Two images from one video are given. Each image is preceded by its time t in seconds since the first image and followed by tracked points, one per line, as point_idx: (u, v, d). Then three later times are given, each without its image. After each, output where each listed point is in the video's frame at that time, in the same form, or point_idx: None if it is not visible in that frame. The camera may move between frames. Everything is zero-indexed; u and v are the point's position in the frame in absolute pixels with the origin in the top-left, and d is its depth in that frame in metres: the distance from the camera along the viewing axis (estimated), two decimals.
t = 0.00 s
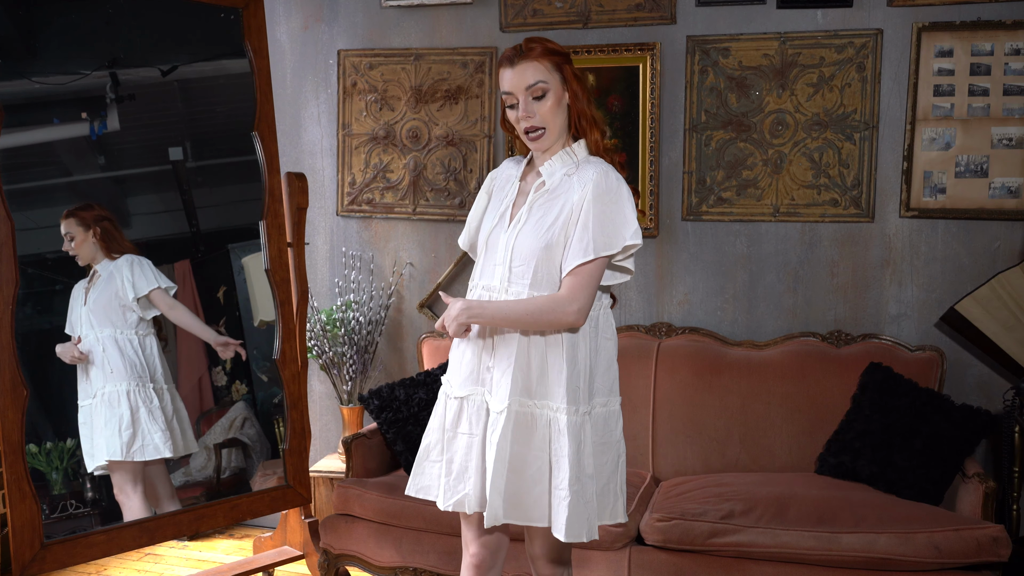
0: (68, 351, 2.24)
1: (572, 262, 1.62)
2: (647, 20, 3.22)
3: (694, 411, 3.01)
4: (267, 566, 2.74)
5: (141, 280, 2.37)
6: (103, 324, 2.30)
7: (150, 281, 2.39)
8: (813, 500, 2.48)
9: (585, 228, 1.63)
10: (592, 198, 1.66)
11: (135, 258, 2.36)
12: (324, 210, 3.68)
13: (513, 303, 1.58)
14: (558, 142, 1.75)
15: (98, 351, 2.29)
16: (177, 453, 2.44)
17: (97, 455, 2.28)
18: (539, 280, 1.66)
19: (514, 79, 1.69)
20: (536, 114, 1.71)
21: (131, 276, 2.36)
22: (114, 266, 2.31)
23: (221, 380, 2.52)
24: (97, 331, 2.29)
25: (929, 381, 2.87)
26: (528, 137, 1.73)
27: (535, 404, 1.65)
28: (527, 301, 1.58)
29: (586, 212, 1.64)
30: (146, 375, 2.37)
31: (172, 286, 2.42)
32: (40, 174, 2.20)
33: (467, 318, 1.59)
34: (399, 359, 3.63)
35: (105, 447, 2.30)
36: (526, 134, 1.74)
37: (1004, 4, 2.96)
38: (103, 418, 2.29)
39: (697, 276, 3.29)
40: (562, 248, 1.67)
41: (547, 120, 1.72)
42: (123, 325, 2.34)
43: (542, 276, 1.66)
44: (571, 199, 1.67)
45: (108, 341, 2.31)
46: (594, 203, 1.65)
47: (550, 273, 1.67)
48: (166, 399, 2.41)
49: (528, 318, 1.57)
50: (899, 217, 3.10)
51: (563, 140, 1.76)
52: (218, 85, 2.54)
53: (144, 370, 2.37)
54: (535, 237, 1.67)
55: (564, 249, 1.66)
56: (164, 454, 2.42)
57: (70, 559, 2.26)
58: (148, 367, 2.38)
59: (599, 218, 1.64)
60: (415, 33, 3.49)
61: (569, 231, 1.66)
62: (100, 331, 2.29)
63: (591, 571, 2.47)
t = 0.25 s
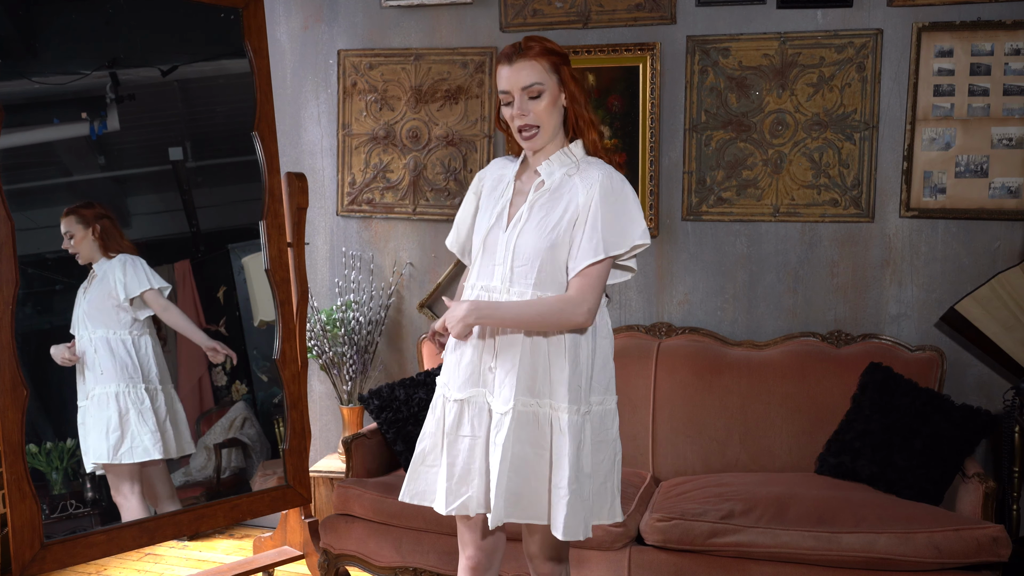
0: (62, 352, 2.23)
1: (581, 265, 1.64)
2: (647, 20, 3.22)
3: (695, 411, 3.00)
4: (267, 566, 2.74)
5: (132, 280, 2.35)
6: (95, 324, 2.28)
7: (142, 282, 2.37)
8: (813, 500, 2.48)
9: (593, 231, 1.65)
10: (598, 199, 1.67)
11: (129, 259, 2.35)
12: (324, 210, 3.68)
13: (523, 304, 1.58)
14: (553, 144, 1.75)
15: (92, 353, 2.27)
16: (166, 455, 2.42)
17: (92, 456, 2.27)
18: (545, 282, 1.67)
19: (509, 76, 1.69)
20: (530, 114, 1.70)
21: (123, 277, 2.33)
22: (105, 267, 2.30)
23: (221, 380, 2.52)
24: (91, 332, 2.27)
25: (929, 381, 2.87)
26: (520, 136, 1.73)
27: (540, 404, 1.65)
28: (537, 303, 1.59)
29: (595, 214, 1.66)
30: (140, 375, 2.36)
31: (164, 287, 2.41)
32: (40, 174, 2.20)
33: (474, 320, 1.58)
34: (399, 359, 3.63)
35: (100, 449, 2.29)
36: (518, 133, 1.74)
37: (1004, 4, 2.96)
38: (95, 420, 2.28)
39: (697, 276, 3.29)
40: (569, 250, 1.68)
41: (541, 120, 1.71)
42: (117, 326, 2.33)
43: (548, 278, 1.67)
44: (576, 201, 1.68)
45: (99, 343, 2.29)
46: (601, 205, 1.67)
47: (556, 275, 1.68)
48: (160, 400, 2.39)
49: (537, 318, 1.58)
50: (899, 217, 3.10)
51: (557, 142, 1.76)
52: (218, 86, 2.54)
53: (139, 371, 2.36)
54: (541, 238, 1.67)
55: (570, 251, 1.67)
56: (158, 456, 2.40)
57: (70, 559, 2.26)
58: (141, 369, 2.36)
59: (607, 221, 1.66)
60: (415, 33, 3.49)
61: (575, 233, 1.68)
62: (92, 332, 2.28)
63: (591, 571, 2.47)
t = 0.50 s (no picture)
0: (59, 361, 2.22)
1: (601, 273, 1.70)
2: (647, 20, 3.22)
3: (695, 411, 3.00)
4: (267, 566, 2.74)
5: (110, 282, 2.30)
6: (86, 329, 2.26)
7: (121, 284, 2.32)
8: (813, 500, 2.48)
9: (608, 239, 1.70)
10: (603, 205, 1.71)
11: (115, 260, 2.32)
12: (324, 210, 3.68)
13: (566, 318, 1.60)
14: (537, 147, 1.75)
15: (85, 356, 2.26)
16: (159, 459, 2.41)
17: (87, 457, 2.27)
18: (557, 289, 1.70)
19: (507, 74, 1.69)
20: (519, 114, 1.70)
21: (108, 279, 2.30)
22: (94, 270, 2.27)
23: (221, 380, 2.52)
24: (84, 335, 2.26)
25: (929, 381, 2.87)
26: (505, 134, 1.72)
27: (550, 408, 1.66)
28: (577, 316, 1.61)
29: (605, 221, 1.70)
30: (134, 377, 2.35)
31: (144, 288, 2.37)
32: (40, 174, 2.20)
33: (534, 340, 1.55)
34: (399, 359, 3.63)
35: (96, 451, 2.28)
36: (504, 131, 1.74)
37: (1004, 4, 2.96)
38: (88, 425, 2.26)
39: (697, 276, 3.29)
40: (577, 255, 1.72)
41: (529, 122, 1.71)
42: (114, 326, 2.32)
43: (558, 285, 1.69)
44: (577, 204, 1.70)
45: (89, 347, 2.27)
46: (612, 210, 1.70)
47: (565, 281, 1.70)
48: (153, 402, 2.38)
49: (585, 329, 1.61)
50: (899, 217, 3.10)
51: (541, 146, 1.76)
52: (218, 86, 2.54)
53: (134, 372, 2.35)
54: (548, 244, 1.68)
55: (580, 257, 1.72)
56: (156, 457, 2.40)
57: (70, 559, 2.26)
58: (135, 370, 2.36)
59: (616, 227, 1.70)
60: (415, 33, 3.49)
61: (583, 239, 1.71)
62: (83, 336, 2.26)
63: (591, 571, 2.47)
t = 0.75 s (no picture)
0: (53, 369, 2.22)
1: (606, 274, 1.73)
2: (647, 20, 3.22)
3: (695, 412, 3.00)
4: (267, 566, 2.74)
5: (88, 287, 2.26)
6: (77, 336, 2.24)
7: (98, 288, 2.28)
8: (813, 500, 2.48)
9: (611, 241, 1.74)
10: (603, 209, 1.74)
11: (101, 263, 2.29)
12: (324, 210, 3.68)
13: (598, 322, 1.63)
14: (530, 148, 1.76)
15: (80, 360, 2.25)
16: (151, 462, 2.39)
17: (84, 460, 2.26)
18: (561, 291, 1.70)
19: (506, 74, 1.69)
20: (519, 115, 1.69)
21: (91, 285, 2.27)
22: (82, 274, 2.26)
23: (221, 380, 2.52)
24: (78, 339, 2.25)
25: (929, 381, 2.87)
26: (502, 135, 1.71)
27: (559, 409, 1.67)
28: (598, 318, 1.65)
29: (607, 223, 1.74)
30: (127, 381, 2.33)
31: (121, 291, 2.32)
32: (40, 174, 2.20)
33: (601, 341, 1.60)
34: (399, 359, 3.63)
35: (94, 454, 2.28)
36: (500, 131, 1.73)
37: (1004, 4, 2.96)
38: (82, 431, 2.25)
39: (697, 276, 3.29)
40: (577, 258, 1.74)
41: (527, 123, 1.71)
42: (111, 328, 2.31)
43: (560, 287, 1.70)
44: (577, 207, 1.72)
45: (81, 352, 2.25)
46: (612, 213, 1.74)
47: (567, 283, 1.71)
48: (148, 404, 2.37)
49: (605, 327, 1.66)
50: (899, 217, 3.10)
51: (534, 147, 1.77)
52: (218, 86, 2.54)
53: (127, 374, 2.33)
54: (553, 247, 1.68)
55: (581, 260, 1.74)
56: (155, 459, 2.40)
57: (70, 559, 2.26)
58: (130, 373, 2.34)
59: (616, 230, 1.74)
60: (415, 33, 3.49)
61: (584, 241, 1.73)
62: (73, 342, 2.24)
63: (591, 571, 2.47)
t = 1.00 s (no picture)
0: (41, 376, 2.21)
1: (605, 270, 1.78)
2: (647, 20, 3.22)
3: (695, 411, 3.00)
4: (267, 566, 2.74)
5: (76, 294, 2.24)
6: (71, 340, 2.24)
7: (86, 295, 2.26)
8: (813, 500, 2.48)
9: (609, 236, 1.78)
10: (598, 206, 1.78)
11: (90, 267, 2.27)
12: (324, 210, 3.68)
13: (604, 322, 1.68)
14: (527, 147, 1.76)
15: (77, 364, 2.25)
16: (141, 467, 2.38)
17: (77, 462, 2.25)
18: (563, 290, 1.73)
19: (504, 74, 1.69)
20: (520, 114, 1.69)
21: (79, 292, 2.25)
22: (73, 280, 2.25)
23: (221, 380, 2.52)
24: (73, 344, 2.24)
25: (929, 381, 2.87)
26: (503, 136, 1.71)
27: (564, 407, 1.69)
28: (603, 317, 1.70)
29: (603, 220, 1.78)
30: (119, 383, 2.33)
31: (107, 297, 2.30)
32: (40, 174, 2.20)
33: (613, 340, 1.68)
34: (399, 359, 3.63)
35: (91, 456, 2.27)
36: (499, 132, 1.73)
37: (1004, 4, 2.96)
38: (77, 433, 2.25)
39: (697, 276, 3.29)
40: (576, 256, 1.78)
41: (528, 122, 1.71)
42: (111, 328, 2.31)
43: (562, 286, 1.72)
44: (576, 206, 1.75)
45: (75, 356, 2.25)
46: (608, 211, 1.78)
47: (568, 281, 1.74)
48: (141, 407, 2.36)
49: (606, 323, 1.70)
50: (899, 217, 3.10)
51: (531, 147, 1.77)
52: (218, 86, 2.54)
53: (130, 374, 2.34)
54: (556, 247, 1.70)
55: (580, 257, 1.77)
56: (155, 460, 2.40)
57: (70, 559, 2.26)
58: (125, 375, 2.34)
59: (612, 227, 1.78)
60: (415, 33, 3.49)
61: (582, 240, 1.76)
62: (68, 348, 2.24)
63: (591, 571, 2.48)
